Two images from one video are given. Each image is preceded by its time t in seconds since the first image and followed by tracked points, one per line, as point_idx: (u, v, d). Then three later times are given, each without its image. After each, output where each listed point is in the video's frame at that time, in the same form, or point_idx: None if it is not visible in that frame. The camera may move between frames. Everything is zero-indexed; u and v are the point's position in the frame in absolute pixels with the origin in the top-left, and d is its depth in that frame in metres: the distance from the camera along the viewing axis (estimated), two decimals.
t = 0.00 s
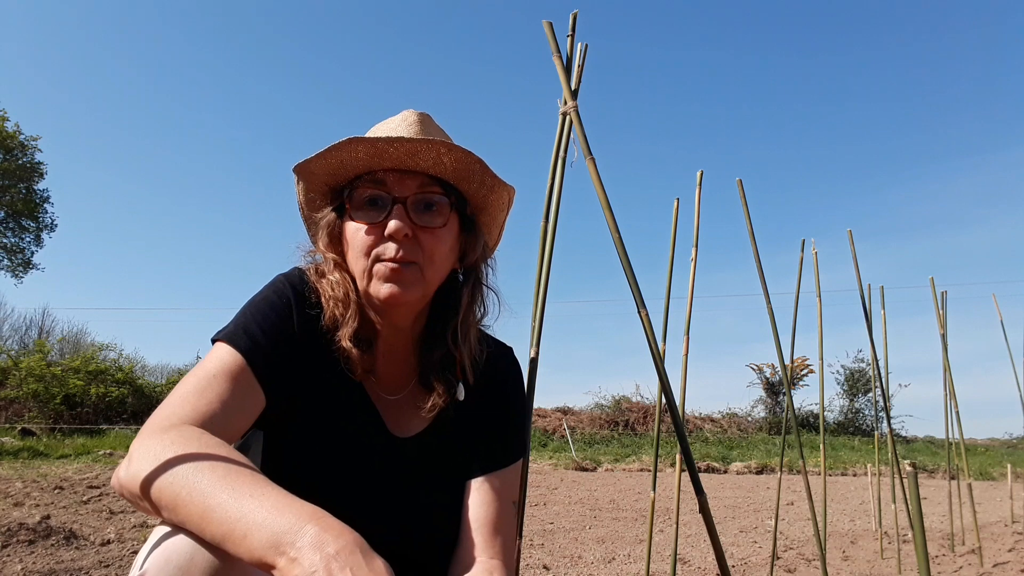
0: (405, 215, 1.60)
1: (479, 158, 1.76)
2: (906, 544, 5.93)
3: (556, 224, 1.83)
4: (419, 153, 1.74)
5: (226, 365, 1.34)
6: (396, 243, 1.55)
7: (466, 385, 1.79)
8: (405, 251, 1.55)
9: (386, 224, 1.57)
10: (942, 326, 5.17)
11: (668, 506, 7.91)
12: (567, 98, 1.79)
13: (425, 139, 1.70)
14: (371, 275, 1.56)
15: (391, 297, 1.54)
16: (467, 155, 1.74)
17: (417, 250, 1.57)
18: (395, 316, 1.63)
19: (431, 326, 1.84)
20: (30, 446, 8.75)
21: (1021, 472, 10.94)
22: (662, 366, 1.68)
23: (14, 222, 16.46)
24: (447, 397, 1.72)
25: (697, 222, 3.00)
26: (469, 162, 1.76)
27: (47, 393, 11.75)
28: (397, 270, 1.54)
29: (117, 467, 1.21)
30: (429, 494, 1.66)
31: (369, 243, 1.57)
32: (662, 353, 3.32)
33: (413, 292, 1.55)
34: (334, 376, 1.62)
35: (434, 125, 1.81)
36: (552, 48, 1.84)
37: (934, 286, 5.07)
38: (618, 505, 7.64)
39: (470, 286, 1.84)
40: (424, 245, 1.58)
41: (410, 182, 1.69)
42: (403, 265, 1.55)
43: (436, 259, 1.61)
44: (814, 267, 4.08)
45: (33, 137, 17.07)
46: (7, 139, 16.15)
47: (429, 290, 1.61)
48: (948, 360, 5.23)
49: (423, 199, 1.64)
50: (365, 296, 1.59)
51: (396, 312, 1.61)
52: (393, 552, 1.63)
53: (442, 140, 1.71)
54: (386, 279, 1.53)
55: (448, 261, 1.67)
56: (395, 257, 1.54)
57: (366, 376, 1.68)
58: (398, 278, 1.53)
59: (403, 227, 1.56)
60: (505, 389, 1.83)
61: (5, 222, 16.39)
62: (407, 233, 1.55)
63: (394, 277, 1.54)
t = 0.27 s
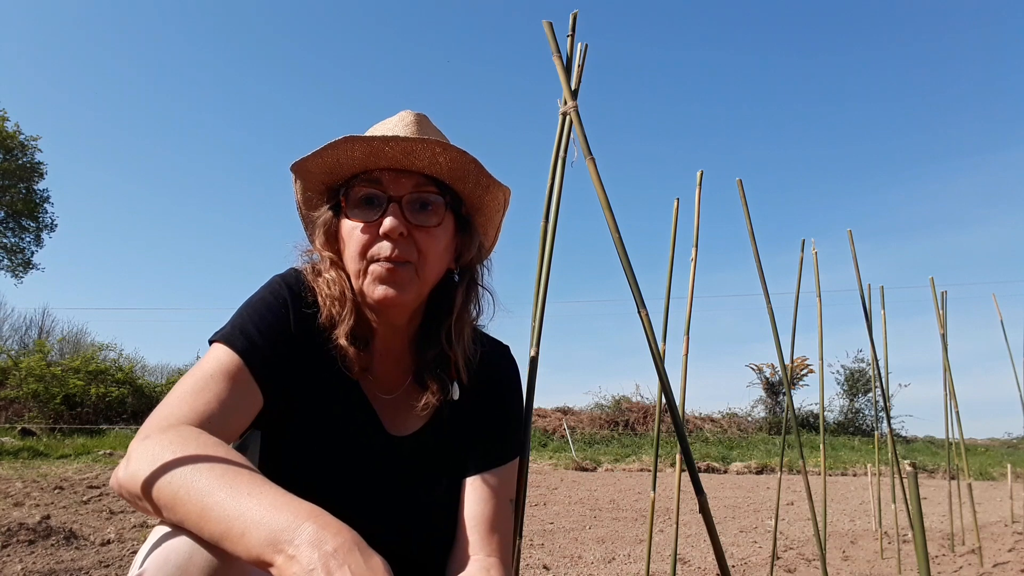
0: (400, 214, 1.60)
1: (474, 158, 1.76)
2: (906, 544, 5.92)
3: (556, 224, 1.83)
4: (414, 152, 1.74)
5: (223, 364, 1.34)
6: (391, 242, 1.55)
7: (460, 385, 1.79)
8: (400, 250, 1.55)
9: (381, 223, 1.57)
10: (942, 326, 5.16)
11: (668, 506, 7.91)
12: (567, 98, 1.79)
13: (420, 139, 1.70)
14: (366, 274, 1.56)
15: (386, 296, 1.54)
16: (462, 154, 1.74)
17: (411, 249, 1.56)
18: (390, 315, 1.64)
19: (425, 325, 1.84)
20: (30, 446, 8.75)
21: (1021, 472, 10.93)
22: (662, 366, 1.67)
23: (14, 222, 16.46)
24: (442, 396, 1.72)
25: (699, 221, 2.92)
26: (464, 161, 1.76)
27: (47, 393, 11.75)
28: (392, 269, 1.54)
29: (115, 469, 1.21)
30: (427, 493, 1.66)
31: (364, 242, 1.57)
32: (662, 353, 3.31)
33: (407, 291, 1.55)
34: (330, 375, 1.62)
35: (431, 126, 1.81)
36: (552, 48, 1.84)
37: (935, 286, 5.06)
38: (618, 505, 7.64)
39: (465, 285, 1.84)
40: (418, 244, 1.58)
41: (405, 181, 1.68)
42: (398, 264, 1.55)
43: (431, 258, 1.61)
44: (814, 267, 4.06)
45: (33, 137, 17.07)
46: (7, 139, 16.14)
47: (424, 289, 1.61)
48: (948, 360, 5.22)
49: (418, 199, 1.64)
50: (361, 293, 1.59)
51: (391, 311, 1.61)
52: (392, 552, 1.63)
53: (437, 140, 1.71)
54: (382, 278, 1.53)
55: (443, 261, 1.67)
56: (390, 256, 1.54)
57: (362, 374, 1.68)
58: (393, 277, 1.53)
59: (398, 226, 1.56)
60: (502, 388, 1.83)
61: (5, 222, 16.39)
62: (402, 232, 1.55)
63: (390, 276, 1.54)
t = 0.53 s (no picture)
0: (400, 213, 1.60)
1: (474, 158, 1.76)
2: (906, 544, 5.92)
3: (556, 224, 1.83)
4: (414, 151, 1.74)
5: (224, 362, 1.34)
6: (391, 240, 1.55)
7: (459, 382, 1.79)
8: (399, 248, 1.55)
9: (381, 221, 1.57)
10: (941, 326, 5.16)
11: (668, 506, 7.91)
12: (567, 98, 1.79)
13: (420, 138, 1.70)
14: (365, 272, 1.56)
15: (385, 294, 1.54)
16: (462, 154, 1.74)
17: (411, 248, 1.57)
18: (389, 313, 1.64)
19: (425, 322, 1.84)
20: (30, 446, 8.76)
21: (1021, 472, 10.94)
22: (662, 366, 1.67)
23: (14, 222, 16.46)
24: (442, 393, 1.72)
25: (697, 222, 2.95)
26: (464, 161, 1.76)
27: (47, 393, 11.75)
28: (391, 267, 1.54)
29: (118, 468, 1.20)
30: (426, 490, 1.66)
31: (363, 240, 1.57)
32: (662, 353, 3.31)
33: (407, 290, 1.55)
34: (330, 372, 1.62)
35: (432, 126, 1.81)
36: (552, 48, 1.84)
37: (935, 286, 5.06)
38: (618, 505, 7.64)
39: (464, 284, 1.84)
40: (418, 242, 1.58)
41: (405, 180, 1.68)
42: (397, 262, 1.55)
43: (431, 257, 1.61)
44: (814, 267, 4.07)
45: (33, 137, 17.07)
46: (7, 139, 16.14)
47: (423, 287, 1.61)
48: (948, 360, 5.23)
49: (418, 198, 1.64)
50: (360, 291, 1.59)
51: (390, 309, 1.61)
52: (392, 551, 1.63)
53: (437, 139, 1.72)
54: (381, 276, 1.53)
55: (443, 259, 1.68)
56: (390, 254, 1.55)
57: (362, 370, 1.68)
58: (393, 275, 1.54)
59: (398, 224, 1.56)
60: (501, 387, 1.83)
61: (5, 222, 16.39)
62: (401, 230, 1.55)
63: (389, 274, 1.54)
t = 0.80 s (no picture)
0: (403, 214, 1.60)
1: (477, 161, 1.76)
2: (906, 544, 5.92)
3: (556, 224, 1.83)
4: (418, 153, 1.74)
5: (227, 361, 1.34)
6: (394, 241, 1.55)
7: (462, 382, 1.79)
8: (403, 249, 1.55)
9: (384, 223, 1.57)
10: (941, 326, 5.15)
11: (668, 506, 7.91)
12: (567, 98, 1.79)
13: (424, 140, 1.70)
14: (369, 272, 1.56)
15: (388, 294, 1.54)
16: (465, 156, 1.74)
17: (414, 249, 1.57)
18: (392, 312, 1.64)
19: (429, 323, 1.84)
20: (30, 446, 8.75)
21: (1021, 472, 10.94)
22: (662, 366, 1.67)
23: (14, 222, 16.46)
24: (444, 392, 1.72)
25: (697, 222, 2.95)
26: (468, 164, 1.76)
27: (47, 393, 11.75)
28: (395, 268, 1.54)
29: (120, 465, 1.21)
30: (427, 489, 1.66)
31: (367, 240, 1.57)
32: (662, 353, 3.30)
33: (410, 290, 1.55)
34: (333, 371, 1.62)
35: (436, 128, 1.81)
36: (552, 48, 1.83)
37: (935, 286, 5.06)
38: (618, 505, 7.64)
39: (467, 284, 1.84)
40: (421, 243, 1.58)
41: (409, 182, 1.68)
42: (400, 263, 1.56)
43: (434, 258, 1.61)
44: (814, 266, 4.06)
45: (33, 137, 17.06)
46: (7, 139, 16.14)
47: (426, 288, 1.61)
48: (948, 360, 5.22)
49: (421, 199, 1.64)
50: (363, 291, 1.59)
51: (393, 309, 1.61)
52: (393, 550, 1.63)
53: (441, 142, 1.71)
54: (384, 276, 1.54)
55: (446, 261, 1.68)
56: (393, 255, 1.55)
57: (365, 369, 1.68)
58: (396, 276, 1.54)
59: (401, 226, 1.56)
60: (503, 387, 1.83)
61: (5, 222, 16.38)
62: (405, 232, 1.55)
63: (392, 274, 1.54)
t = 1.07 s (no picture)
0: (405, 213, 1.60)
1: (479, 159, 1.76)
2: (906, 544, 5.92)
3: (556, 224, 1.83)
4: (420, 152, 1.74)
5: (228, 360, 1.34)
6: (396, 240, 1.55)
7: (464, 381, 1.79)
8: (405, 249, 1.55)
9: (386, 222, 1.57)
10: (941, 326, 5.15)
11: (668, 506, 7.92)
12: (567, 98, 1.79)
13: (425, 139, 1.70)
14: (371, 271, 1.56)
15: (391, 293, 1.54)
16: (466, 154, 1.74)
17: (416, 248, 1.57)
18: (395, 312, 1.64)
19: (431, 322, 1.84)
20: (31, 446, 8.76)
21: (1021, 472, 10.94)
22: (662, 366, 1.67)
23: (14, 222, 16.46)
24: (446, 392, 1.72)
25: (697, 221, 2.95)
26: (469, 163, 1.76)
27: (47, 393, 11.75)
28: (397, 267, 1.54)
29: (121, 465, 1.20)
30: (427, 489, 1.66)
31: (368, 240, 1.57)
32: (662, 353, 3.30)
33: (412, 289, 1.55)
34: (334, 371, 1.62)
35: (437, 127, 1.81)
36: (553, 48, 1.83)
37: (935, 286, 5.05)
38: (618, 505, 7.65)
39: (470, 284, 1.84)
40: (423, 242, 1.58)
41: (410, 181, 1.68)
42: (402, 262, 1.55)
43: (437, 257, 1.61)
44: (814, 266, 4.06)
45: (33, 137, 17.07)
46: (7, 139, 16.15)
47: (428, 287, 1.61)
48: (948, 359, 5.22)
49: (423, 198, 1.64)
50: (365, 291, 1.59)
51: (396, 308, 1.61)
52: (392, 550, 1.63)
53: (442, 141, 1.71)
54: (387, 275, 1.53)
55: (448, 259, 1.68)
56: (395, 254, 1.55)
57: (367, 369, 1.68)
58: (398, 275, 1.54)
59: (403, 225, 1.56)
60: (505, 387, 1.83)
61: (5, 222, 16.39)
62: (407, 230, 1.55)
63: (395, 273, 1.53)
